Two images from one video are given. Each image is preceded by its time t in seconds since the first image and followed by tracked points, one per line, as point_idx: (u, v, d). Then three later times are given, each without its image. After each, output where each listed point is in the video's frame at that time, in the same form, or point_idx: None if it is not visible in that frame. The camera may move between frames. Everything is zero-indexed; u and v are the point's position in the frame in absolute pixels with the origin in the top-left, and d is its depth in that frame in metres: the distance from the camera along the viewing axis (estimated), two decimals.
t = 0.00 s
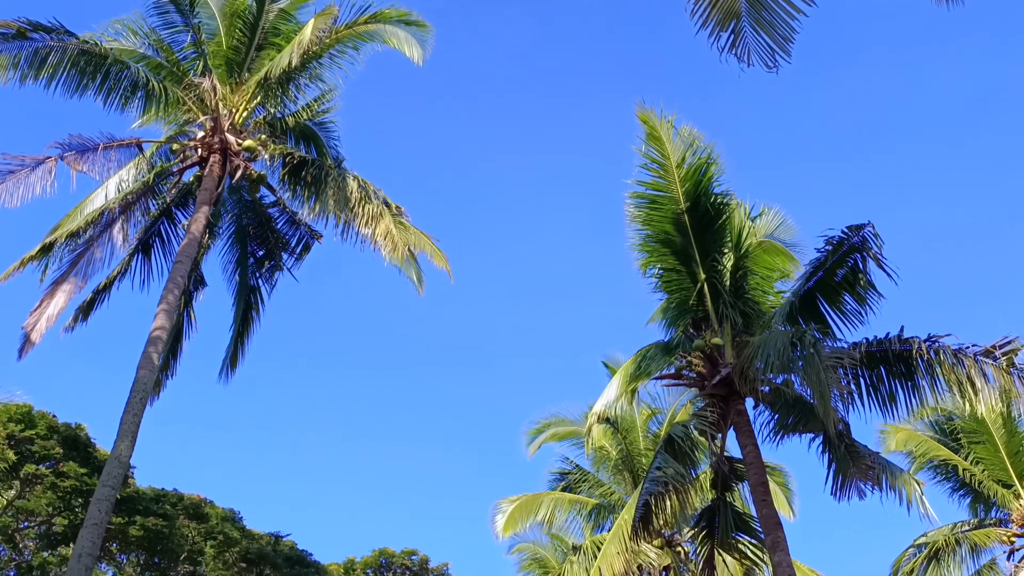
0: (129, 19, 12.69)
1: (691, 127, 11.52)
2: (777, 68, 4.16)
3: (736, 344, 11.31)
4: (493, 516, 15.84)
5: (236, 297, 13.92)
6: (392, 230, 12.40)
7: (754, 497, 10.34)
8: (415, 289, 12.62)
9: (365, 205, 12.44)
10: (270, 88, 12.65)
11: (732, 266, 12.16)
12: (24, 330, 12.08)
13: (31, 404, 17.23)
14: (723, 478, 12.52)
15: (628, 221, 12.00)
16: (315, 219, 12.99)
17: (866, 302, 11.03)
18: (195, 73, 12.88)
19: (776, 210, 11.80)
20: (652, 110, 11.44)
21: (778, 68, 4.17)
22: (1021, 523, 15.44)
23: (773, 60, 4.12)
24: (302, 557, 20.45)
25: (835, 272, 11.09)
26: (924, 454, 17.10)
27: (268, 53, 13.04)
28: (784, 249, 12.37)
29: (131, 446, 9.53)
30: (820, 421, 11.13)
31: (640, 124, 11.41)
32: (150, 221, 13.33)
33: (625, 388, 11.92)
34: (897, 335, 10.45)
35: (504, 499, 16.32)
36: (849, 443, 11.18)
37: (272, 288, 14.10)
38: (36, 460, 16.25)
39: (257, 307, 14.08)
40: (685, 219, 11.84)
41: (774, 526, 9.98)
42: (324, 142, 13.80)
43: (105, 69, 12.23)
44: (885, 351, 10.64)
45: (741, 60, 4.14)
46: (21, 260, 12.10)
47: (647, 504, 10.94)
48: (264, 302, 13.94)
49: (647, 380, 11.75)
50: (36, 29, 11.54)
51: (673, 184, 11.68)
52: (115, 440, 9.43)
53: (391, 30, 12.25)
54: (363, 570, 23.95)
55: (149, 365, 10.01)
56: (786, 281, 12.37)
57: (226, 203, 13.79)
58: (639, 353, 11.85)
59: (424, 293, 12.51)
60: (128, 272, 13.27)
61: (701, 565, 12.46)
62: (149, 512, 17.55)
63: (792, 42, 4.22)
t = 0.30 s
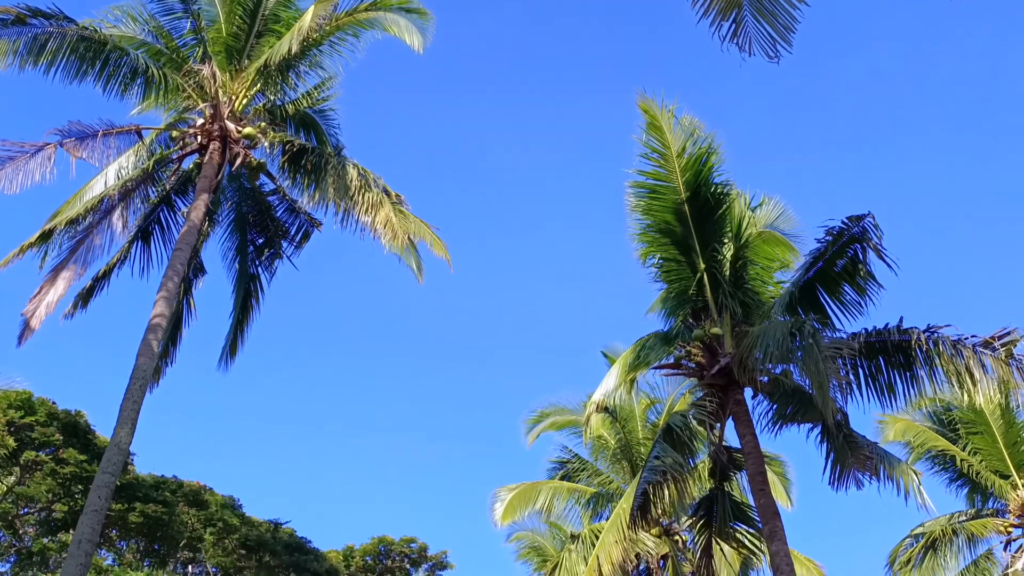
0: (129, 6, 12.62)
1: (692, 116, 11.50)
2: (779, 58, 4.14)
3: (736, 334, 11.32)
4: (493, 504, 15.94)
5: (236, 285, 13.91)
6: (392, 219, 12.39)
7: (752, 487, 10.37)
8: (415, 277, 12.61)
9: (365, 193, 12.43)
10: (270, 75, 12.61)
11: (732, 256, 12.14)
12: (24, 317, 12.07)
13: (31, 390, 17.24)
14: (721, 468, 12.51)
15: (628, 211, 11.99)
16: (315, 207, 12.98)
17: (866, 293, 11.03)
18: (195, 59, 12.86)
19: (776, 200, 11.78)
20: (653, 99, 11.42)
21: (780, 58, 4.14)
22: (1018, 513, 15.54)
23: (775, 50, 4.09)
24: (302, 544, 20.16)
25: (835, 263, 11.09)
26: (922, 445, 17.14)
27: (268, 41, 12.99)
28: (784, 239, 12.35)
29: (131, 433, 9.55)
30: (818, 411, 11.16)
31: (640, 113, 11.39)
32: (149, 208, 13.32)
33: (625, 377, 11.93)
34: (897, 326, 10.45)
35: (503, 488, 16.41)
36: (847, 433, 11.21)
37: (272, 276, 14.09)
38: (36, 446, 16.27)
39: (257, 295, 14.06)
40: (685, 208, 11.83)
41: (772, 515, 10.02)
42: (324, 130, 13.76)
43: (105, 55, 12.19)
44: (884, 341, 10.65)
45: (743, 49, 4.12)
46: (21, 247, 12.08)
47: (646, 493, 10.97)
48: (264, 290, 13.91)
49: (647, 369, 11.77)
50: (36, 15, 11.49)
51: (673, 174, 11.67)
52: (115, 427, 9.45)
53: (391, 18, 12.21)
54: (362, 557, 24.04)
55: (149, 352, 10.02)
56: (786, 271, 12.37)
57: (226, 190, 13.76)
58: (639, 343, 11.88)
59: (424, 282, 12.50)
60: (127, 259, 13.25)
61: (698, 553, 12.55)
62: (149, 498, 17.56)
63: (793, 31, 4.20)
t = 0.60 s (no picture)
0: None
1: (693, 106, 11.47)
2: (781, 47, 4.11)
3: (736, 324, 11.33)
4: (492, 493, 16.03)
5: (236, 273, 13.90)
6: (392, 207, 12.37)
7: (751, 476, 10.38)
8: (415, 266, 12.60)
9: (364, 182, 12.41)
10: (270, 62, 12.59)
11: (732, 246, 12.13)
12: (24, 304, 12.07)
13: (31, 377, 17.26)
14: (720, 458, 12.49)
15: (628, 200, 11.98)
16: (315, 195, 12.96)
17: (866, 283, 11.04)
18: (195, 47, 12.77)
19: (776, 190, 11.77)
20: (654, 89, 11.39)
21: (782, 46, 4.11)
22: (1015, 503, 15.61)
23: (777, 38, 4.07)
24: (302, 531, 20.26)
25: (835, 253, 11.09)
26: (921, 435, 17.18)
27: (268, 28, 12.92)
28: (785, 229, 12.33)
29: (131, 420, 9.58)
30: (817, 402, 11.18)
31: (642, 102, 11.36)
32: (149, 196, 13.30)
33: (624, 366, 11.92)
34: (896, 316, 10.45)
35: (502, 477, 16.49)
36: (846, 423, 11.23)
37: (272, 264, 14.08)
38: (36, 434, 16.31)
39: (257, 284, 14.06)
40: (686, 198, 11.81)
41: (770, 505, 10.05)
42: (324, 118, 13.73)
43: (104, 42, 12.16)
44: (884, 332, 10.66)
45: (744, 38, 4.09)
46: (20, 234, 12.07)
47: (644, 482, 11.01)
48: (264, 278, 13.90)
49: (646, 359, 11.78)
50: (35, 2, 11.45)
51: (673, 163, 11.65)
52: (115, 415, 9.47)
53: (392, 6, 12.16)
54: (361, 545, 24.10)
55: (149, 340, 10.03)
56: (786, 261, 12.36)
57: (226, 178, 13.73)
58: (639, 332, 11.89)
59: (424, 271, 12.49)
60: (127, 247, 13.24)
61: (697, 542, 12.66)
62: (149, 486, 17.61)
63: (794, 20, 4.18)
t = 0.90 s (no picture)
0: None
1: (694, 95, 11.43)
2: (783, 36, 4.06)
3: (736, 314, 11.30)
4: (490, 482, 16.06)
5: (235, 261, 13.86)
6: (392, 196, 12.35)
7: (750, 465, 10.39)
8: (415, 255, 12.60)
9: (364, 170, 12.38)
10: (270, 50, 12.55)
11: (732, 236, 12.12)
12: (24, 292, 12.06)
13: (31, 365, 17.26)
14: (719, 447, 12.52)
15: (628, 189, 11.96)
16: (315, 183, 12.94)
17: (866, 273, 11.03)
18: (194, 34, 12.73)
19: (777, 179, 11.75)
20: (655, 77, 11.35)
21: (784, 36, 4.07)
22: (1013, 492, 15.66)
23: (779, 27, 4.02)
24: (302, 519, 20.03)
25: (835, 243, 11.07)
26: (920, 425, 17.20)
27: (268, 15, 12.86)
28: (785, 219, 12.30)
29: (130, 408, 9.59)
30: (816, 391, 11.19)
31: (642, 91, 11.33)
32: (149, 184, 13.27)
33: (624, 355, 11.92)
34: (896, 306, 10.45)
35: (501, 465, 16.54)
36: (845, 413, 11.25)
37: (272, 253, 14.06)
38: (36, 421, 16.34)
39: (256, 272, 14.03)
40: (686, 187, 11.79)
41: (769, 493, 10.08)
42: (324, 106, 13.70)
43: (102, 30, 12.10)
44: (884, 321, 10.65)
45: (745, 27, 4.05)
46: (20, 222, 12.05)
47: (643, 471, 11.02)
48: (263, 267, 13.88)
49: (646, 348, 11.77)
50: None
51: (674, 152, 11.62)
52: (115, 403, 9.48)
53: None
54: (360, 533, 24.15)
55: (149, 328, 10.03)
56: (786, 251, 12.35)
57: (226, 166, 13.70)
58: (639, 322, 11.87)
59: (423, 260, 12.48)
60: (127, 235, 13.22)
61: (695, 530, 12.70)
62: (149, 474, 17.69)
63: (796, 10, 4.14)
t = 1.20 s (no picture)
0: None
1: (695, 84, 11.43)
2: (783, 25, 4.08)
3: (735, 304, 11.32)
4: (490, 470, 16.10)
5: (236, 250, 13.87)
6: (392, 185, 12.36)
7: (749, 454, 10.42)
8: (415, 245, 12.60)
9: (364, 160, 12.38)
10: (269, 39, 12.55)
11: (732, 226, 12.13)
12: (24, 281, 12.07)
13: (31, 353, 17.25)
14: (718, 437, 12.52)
15: (628, 179, 11.97)
16: (315, 173, 12.94)
17: (866, 263, 11.04)
18: (193, 23, 12.73)
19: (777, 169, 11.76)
20: (656, 67, 11.34)
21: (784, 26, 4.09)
22: (1011, 482, 15.74)
23: (779, 16, 4.05)
24: (302, 509, 20.38)
25: (835, 233, 11.08)
26: (918, 415, 17.24)
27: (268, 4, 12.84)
28: (785, 209, 12.28)
29: (131, 397, 9.61)
30: (816, 380, 11.22)
31: (643, 80, 11.32)
32: (149, 173, 13.27)
33: (623, 345, 11.93)
34: (896, 296, 10.47)
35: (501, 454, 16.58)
36: (844, 403, 11.29)
37: (272, 242, 14.06)
38: (36, 410, 16.36)
39: (257, 262, 14.04)
40: (686, 177, 11.79)
41: (768, 483, 10.10)
42: (324, 96, 13.67)
43: (102, 19, 12.08)
44: (883, 312, 10.67)
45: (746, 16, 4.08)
46: (20, 211, 12.06)
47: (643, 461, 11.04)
48: (264, 256, 13.89)
49: (645, 338, 11.78)
50: None
51: (674, 142, 11.63)
52: (115, 392, 9.51)
53: None
54: (361, 522, 24.17)
55: (149, 317, 10.05)
56: (786, 241, 12.36)
57: (226, 155, 13.68)
58: (638, 311, 11.87)
59: (423, 249, 12.51)
60: (126, 225, 13.23)
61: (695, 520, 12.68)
62: (150, 462, 17.71)
63: None
